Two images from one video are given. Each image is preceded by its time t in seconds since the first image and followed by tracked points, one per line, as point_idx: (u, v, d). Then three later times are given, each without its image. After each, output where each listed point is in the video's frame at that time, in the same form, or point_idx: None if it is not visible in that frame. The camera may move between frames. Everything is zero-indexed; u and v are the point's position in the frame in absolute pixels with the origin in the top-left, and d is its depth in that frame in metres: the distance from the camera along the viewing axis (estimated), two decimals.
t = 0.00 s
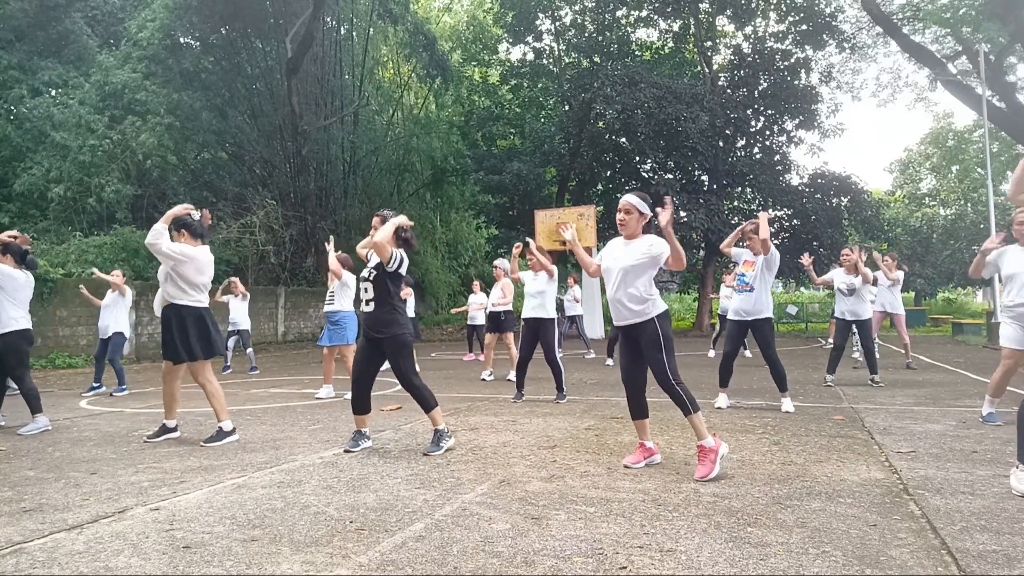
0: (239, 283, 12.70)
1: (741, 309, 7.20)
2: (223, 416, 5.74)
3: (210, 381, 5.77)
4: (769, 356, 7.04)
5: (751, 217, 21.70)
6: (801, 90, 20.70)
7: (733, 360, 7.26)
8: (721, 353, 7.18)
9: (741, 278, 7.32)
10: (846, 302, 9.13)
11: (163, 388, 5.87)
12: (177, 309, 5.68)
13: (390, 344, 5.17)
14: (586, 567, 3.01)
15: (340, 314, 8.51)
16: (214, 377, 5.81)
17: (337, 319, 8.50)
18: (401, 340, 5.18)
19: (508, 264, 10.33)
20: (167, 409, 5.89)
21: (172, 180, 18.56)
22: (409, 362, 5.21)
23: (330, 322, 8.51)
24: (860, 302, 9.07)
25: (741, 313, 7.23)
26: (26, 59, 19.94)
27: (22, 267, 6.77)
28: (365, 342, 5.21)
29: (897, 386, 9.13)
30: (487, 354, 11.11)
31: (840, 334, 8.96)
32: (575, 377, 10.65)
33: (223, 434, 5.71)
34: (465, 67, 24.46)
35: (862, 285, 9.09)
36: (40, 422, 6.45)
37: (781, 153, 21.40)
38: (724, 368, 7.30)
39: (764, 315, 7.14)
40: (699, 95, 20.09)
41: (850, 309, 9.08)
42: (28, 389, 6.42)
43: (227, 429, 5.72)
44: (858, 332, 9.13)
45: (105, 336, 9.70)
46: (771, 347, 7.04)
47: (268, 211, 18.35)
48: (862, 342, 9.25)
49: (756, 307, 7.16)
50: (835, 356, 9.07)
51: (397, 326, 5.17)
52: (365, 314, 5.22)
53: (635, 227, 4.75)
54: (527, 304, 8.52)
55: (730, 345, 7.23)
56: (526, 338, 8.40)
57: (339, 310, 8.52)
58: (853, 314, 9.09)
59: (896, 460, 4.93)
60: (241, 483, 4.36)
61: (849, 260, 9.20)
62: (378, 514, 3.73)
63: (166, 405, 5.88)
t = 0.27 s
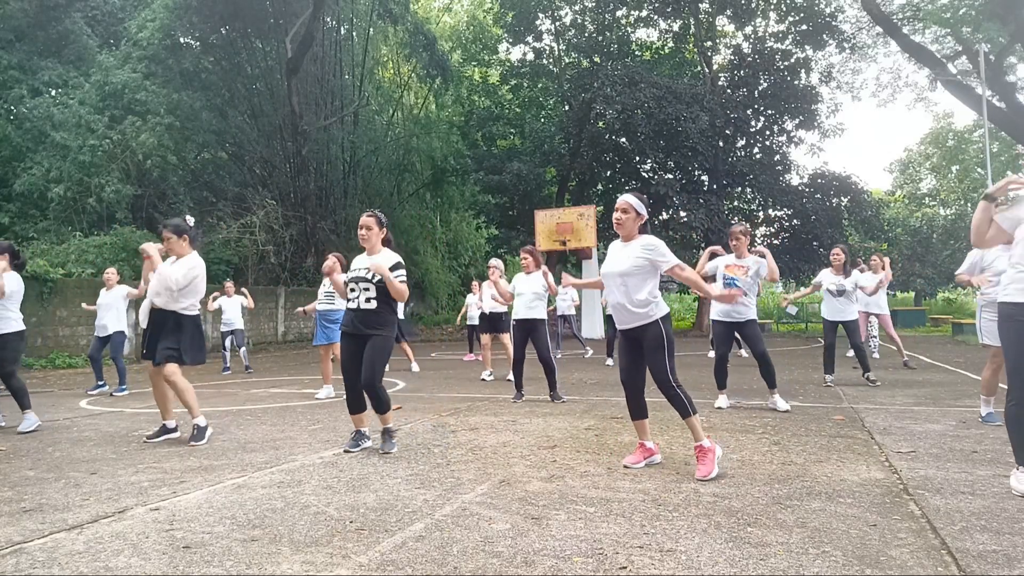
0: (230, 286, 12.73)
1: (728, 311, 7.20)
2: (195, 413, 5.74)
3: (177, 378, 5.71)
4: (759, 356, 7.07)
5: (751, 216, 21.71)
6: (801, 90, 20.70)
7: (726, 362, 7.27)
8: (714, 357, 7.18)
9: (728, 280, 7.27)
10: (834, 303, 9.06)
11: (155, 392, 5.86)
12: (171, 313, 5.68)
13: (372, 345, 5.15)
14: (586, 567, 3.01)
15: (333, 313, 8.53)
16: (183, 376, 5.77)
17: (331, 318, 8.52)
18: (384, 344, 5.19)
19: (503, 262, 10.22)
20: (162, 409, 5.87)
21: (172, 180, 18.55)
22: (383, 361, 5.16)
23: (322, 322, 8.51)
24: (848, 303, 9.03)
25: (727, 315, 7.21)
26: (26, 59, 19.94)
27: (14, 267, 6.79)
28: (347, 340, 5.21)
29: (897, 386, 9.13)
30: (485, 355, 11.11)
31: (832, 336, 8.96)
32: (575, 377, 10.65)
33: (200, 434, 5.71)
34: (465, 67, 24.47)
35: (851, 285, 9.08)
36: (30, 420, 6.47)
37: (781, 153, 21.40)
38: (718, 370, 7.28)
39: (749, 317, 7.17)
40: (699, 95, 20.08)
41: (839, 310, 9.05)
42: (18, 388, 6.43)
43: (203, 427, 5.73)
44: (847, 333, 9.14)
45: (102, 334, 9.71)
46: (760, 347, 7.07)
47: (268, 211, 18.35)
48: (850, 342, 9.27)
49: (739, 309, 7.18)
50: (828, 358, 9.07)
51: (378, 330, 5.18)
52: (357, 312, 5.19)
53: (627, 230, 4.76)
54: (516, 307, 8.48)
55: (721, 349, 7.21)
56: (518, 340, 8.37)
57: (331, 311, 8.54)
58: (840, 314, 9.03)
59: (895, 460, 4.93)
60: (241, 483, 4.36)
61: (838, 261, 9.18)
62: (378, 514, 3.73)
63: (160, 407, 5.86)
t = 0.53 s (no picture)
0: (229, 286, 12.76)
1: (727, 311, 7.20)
2: (200, 407, 5.75)
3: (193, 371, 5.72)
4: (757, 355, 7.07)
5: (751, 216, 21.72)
6: (801, 90, 20.70)
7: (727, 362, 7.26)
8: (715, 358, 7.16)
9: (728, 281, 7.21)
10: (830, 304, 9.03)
11: (154, 392, 5.85)
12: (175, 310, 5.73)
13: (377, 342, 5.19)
14: (586, 567, 3.01)
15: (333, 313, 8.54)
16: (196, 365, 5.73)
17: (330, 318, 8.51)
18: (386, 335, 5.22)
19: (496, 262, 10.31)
20: (162, 409, 5.87)
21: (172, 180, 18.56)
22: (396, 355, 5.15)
23: (323, 321, 8.48)
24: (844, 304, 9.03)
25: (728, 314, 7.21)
26: (26, 59, 19.94)
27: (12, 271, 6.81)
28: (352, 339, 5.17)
29: (897, 387, 9.13)
30: (484, 355, 11.10)
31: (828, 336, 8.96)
32: (575, 377, 10.65)
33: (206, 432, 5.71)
34: (465, 67, 24.48)
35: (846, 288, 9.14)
36: (23, 418, 6.51)
37: (781, 153, 21.40)
38: (719, 371, 7.28)
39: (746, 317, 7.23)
40: (699, 95, 20.07)
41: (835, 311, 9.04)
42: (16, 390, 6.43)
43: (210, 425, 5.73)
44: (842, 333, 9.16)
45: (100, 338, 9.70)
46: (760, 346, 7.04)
47: (268, 211, 18.35)
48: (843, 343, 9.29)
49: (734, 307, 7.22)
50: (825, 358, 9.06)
51: (386, 323, 5.22)
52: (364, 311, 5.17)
53: (640, 236, 4.78)
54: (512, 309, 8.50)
55: (721, 351, 7.20)
56: (518, 340, 8.35)
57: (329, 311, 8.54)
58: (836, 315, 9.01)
59: (895, 460, 4.93)
60: (240, 483, 4.36)
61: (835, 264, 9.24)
62: (378, 514, 3.73)
63: (160, 406, 5.87)
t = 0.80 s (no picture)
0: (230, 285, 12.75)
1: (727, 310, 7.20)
2: (206, 411, 5.77)
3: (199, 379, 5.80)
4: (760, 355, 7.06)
5: (751, 217, 21.72)
6: (801, 90, 20.71)
7: (729, 362, 7.25)
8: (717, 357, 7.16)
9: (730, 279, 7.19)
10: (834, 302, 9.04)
11: (155, 393, 5.84)
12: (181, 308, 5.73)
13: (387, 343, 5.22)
14: (586, 567, 3.01)
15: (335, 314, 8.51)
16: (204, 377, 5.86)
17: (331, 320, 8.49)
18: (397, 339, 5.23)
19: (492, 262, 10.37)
20: (163, 410, 5.87)
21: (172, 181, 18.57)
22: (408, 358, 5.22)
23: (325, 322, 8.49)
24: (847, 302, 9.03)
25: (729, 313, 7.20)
26: (26, 59, 19.95)
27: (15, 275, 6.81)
28: (360, 339, 5.18)
29: (895, 386, 9.13)
30: (485, 355, 11.10)
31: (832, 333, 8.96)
32: (575, 377, 10.65)
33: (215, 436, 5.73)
34: (465, 67, 24.50)
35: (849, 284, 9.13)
36: (27, 421, 6.48)
37: (781, 153, 21.41)
38: (721, 370, 7.29)
39: (748, 317, 7.15)
40: (699, 95, 20.07)
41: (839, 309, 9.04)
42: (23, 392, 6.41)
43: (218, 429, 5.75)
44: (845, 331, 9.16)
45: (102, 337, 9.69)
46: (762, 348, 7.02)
47: (268, 211, 18.35)
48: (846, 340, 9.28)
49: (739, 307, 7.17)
50: (830, 355, 9.06)
51: (395, 326, 5.25)
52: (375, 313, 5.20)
53: (658, 232, 4.78)
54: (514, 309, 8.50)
55: (723, 350, 7.26)
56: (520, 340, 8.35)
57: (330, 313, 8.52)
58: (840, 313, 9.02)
59: (896, 460, 4.93)
60: (241, 483, 4.36)
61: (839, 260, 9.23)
62: (378, 514, 3.73)
63: (161, 407, 5.87)
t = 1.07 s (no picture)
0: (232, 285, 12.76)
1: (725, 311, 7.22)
2: (206, 407, 5.77)
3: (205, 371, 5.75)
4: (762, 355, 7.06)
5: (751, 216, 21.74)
6: (801, 90, 20.71)
7: (729, 362, 7.26)
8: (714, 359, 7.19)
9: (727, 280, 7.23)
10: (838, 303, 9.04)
11: (157, 394, 5.85)
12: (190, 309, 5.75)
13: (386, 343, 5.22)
14: (586, 567, 3.01)
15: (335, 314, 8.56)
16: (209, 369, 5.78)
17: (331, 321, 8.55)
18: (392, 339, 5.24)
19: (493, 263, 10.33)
20: (163, 410, 5.87)
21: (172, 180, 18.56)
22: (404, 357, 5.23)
23: (324, 322, 8.51)
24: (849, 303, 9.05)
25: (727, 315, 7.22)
26: (26, 59, 19.94)
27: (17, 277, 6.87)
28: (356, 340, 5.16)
29: (895, 386, 9.14)
30: (485, 355, 11.09)
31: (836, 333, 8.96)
32: (575, 377, 10.65)
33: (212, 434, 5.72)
34: (465, 67, 24.51)
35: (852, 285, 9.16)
36: (30, 418, 6.48)
37: (781, 153, 21.42)
38: (720, 371, 7.28)
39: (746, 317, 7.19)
40: (699, 95, 20.08)
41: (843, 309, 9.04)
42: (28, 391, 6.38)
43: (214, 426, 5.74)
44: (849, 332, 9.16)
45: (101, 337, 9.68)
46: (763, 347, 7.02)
47: (268, 211, 18.36)
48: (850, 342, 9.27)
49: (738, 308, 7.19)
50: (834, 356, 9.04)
51: (390, 328, 5.25)
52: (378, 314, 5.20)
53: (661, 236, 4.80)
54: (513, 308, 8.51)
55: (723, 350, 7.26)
56: (519, 339, 8.36)
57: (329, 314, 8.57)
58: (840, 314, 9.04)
59: (896, 460, 4.93)
60: (241, 483, 4.36)
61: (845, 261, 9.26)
62: (378, 514, 3.73)
63: (162, 408, 5.86)
